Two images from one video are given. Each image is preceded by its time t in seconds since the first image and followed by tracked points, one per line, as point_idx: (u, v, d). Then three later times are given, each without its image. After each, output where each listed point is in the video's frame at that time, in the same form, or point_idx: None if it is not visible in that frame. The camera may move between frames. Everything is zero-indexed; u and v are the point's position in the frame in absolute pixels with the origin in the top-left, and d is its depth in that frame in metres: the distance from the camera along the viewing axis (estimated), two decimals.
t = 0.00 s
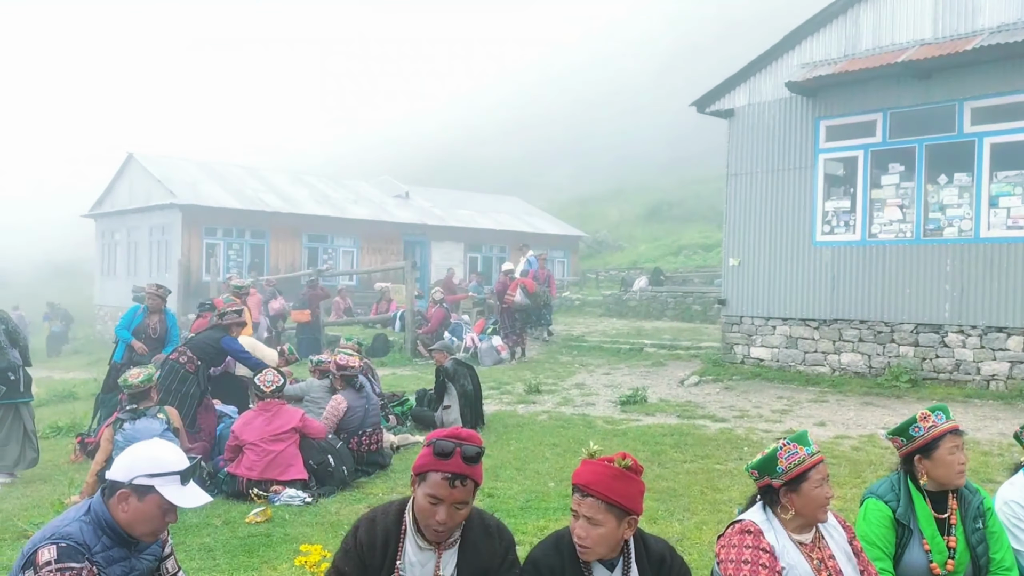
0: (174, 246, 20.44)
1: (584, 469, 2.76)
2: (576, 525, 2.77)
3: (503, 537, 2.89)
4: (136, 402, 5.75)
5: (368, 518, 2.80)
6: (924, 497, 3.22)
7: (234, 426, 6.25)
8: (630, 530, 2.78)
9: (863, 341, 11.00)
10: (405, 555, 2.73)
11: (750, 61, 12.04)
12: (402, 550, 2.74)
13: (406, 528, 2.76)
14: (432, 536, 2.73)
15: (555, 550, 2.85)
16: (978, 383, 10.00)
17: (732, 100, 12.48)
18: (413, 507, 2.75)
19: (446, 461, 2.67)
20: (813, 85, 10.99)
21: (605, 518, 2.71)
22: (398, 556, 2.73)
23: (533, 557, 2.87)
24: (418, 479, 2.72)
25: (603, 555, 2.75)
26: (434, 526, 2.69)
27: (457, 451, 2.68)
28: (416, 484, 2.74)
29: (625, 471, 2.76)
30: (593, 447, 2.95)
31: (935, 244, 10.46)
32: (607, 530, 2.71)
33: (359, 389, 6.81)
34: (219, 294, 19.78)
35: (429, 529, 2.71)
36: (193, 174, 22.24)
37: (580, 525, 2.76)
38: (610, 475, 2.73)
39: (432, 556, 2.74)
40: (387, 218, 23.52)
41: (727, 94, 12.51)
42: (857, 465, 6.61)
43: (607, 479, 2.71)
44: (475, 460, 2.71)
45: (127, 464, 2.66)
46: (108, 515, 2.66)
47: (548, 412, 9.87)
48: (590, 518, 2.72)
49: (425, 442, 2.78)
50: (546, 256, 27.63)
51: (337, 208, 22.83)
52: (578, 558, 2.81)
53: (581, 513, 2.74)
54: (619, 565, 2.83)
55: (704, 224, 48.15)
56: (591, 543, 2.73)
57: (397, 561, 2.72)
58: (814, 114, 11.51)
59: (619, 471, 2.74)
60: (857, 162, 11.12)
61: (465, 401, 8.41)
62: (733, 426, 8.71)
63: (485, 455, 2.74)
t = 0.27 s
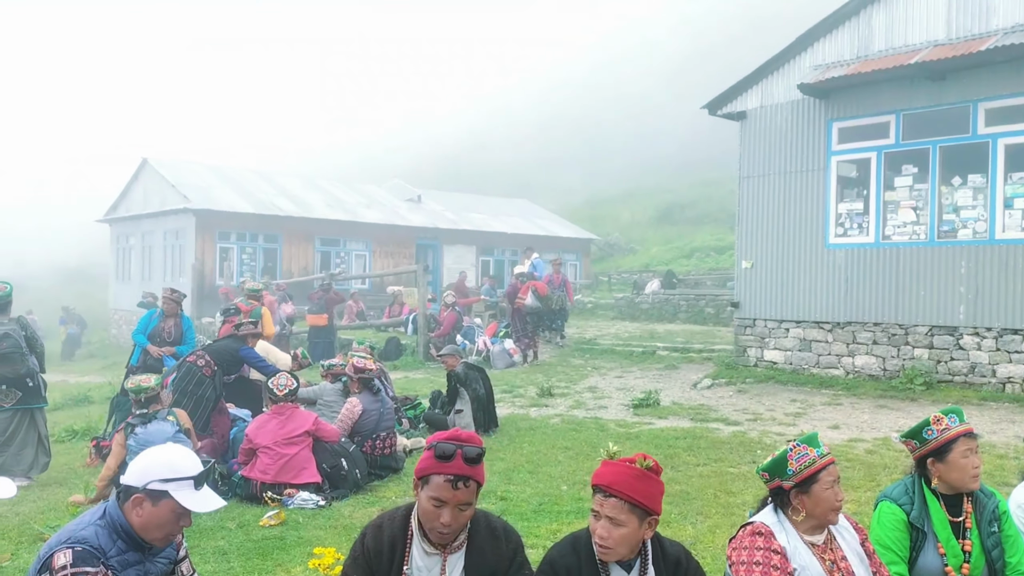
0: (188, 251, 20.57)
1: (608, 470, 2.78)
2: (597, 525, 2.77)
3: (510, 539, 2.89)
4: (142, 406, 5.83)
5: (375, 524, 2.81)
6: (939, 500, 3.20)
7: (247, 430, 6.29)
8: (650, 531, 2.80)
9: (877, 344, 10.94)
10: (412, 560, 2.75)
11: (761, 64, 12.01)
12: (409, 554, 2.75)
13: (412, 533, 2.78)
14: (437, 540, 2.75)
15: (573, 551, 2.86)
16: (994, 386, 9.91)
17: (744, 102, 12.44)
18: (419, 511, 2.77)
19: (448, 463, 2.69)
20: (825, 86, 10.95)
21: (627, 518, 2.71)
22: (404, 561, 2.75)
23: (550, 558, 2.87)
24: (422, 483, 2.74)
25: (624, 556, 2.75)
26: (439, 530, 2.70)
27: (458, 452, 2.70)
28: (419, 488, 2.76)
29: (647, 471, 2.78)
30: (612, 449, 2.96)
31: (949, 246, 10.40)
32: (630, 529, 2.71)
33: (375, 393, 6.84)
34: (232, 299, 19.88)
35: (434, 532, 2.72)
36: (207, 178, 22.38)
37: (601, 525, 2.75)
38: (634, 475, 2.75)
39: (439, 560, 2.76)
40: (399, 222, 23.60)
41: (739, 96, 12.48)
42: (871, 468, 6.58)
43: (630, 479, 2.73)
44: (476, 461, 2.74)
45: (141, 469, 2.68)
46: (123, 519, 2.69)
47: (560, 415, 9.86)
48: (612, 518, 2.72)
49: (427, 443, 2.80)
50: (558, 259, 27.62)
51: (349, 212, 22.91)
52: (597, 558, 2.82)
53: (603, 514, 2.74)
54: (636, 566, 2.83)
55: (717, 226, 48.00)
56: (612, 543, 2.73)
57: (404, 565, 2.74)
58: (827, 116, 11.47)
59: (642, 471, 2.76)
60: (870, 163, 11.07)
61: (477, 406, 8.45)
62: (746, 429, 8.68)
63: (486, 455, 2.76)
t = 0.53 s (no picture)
0: (197, 256, 20.65)
1: (632, 469, 2.78)
2: (617, 525, 2.77)
3: (513, 544, 2.90)
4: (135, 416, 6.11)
5: (377, 532, 2.82)
6: (948, 503, 3.19)
7: (257, 434, 6.31)
8: (669, 531, 2.81)
9: (886, 347, 10.89)
10: (415, 567, 2.75)
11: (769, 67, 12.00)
12: (412, 561, 2.76)
13: (414, 540, 2.78)
14: (438, 546, 2.76)
15: (589, 551, 2.86)
16: (1004, 389, 9.86)
17: (752, 105, 12.43)
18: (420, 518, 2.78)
19: (450, 471, 2.70)
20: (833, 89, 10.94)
21: (649, 517, 2.72)
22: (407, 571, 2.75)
23: (566, 557, 2.88)
24: (422, 491, 2.74)
25: (643, 555, 2.75)
26: (442, 538, 2.71)
27: (459, 460, 2.71)
28: (419, 497, 2.77)
29: (668, 472, 2.79)
30: (631, 449, 2.97)
31: (958, 249, 10.36)
32: (652, 528, 2.72)
33: (387, 397, 6.86)
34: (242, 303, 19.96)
35: (436, 540, 2.72)
36: (216, 184, 22.49)
37: (622, 524, 2.75)
38: (655, 475, 2.76)
39: (442, 567, 2.76)
40: (407, 226, 23.65)
41: (747, 99, 12.47)
42: (881, 471, 6.55)
43: (652, 478, 2.73)
44: (477, 467, 2.75)
45: (152, 474, 2.69)
46: (135, 523, 2.71)
47: (569, 419, 9.86)
48: (634, 516, 2.72)
49: (427, 452, 2.81)
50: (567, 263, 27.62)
51: (358, 217, 22.97)
52: (615, 557, 2.82)
53: (625, 512, 2.74)
54: (652, 566, 2.84)
55: (725, 229, 47.91)
56: (633, 543, 2.72)
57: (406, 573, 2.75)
58: (835, 119, 11.45)
59: (664, 471, 2.77)
60: (879, 166, 11.04)
61: (486, 410, 8.48)
62: (755, 433, 8.65)
63: (487, 462, 2.77)
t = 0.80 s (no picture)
0: (203, 259, 20.71)
1: (637, 466, 2.78)
2: (624, 523, 2.74)
3: (521, 548, 2.91)
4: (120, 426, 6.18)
5: (384, 535, 2.82)
6: (954, 506, 3.18)
7: (262, 438, 6.32)
8: (673, 528, 2.82)
9: (893, 349, 10.87)
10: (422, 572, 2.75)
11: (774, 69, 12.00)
12: (419, 564, 2.76)
13: (421, 544, 2.78)
14: (446, 552, 2.76)
15: (591, 551, 2.87)
16: (1012, 392, 9.82)
17: (757, 108, 12.42)
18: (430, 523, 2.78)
19: (464, 479, 2.70)
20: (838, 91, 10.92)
21: (658, 513, 2.72)
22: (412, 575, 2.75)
23: (568, 559, 2.88)
24: (434, 497, 2.75)
25: (649, 553, 2.75)
26: (451, 543, 2.72)
27: (474, 467, 2.72)
28: (431, 501, 2.77)
29: (670, 468, 2.80)
30: (631, 449, 2.98)
31: (965, 251, 10.34)
32: (660, 524, 2.72)
33: (394, 400, 6.89)
34: (248, 307, 20.01)
35: (445, 546, 2.73)
36: (222, 187, 22.56)
37: (630, 522, 2.74)
38: (660, 472, 2.77)
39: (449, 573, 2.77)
40: (413, 229, 23.68)
41: (752, 102, 12.45)
42: (887, 474, 6.53)
43: (657, 474, 2.75)
44: (492, 476, 2.75)
45: (158, 475, 2.70)
46: (142, 524, 2.72)
47: (575, 422, 9.86)
48: (643, 514, 2.72)
49: (439, 457, 2.82)
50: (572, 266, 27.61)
51: (363, 220, 23.01)
52: (620, 556, 2.82)
53: (634, 510, 2.73)
54: (654, 566, 2.84)
55: (730, 232, 47.86)
56: (641, 540, 2.71)
57: None
58: (840, 121, 11.43)
59: (667, 467, 2.79)
60: (884, 168, 11.02)
61: (492, 413, 8.45)
62: (761, 436, 8.63)
63: (501, 470, 2.78)
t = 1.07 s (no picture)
0: (208, 261, 20.75)
1: (630, 464, 2.78)
2: (621, 523, 2.74)
3: (529, 551, 2.91)
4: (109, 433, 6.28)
5: (394, 536, 2.83)
6: (959, 508, 3.18)
7: (267, 439, 6.34)
8: (668, 525, 2.83)
9: (897, 350, 10.84)
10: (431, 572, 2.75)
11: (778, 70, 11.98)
12: (428, 565, 2.76)
13: (431, 546, 2.78)
14: (456, 554, 2.76)
15: (588, 553, 2.87)
16: (1017, 393, 9.78)
17: (762, 108, 12.40)
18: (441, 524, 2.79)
19: (480, 480, 2.71)
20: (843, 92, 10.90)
21: (653, 510, 2.73)
22: None
23: (566, 561, 2.89)
24: (447, 497, 2.75)
25: (646, 552, 2.74)
26: (462, 545, 2.72)
27: (489, 469, 2.73)
28: (444, 502, 2.77)
29: (662, 464, 2.82)
30: (621, 450, 3.00)
31: (970, 252, 10.31)
32: (655, 521, 2.73)
33: (400, 401, 6.90)
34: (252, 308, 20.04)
35: (456, 547, 2.73)
36: (226, 188, 22.60)
37: (626, 522, 2.73)
38: (653, 468, 2.78)
39: None
40: (417, 230, 23.69)
41: (756, 103, 12.44)
42: (892, 476, 6.51)
43: (652, 472, 2.75)
44: (506, 479, 2.76)
45: (162, 475, 2.71)
46: (145, 525, 2.72)
47: (578, 423, 9.85)
48: (639, 511, 2.71)
49: (455, 458, 2.82)
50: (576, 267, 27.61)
51: (367, 221, 23.04)
52: (616, 556, 2.82)
53: (630, 509, 2.72)
54: (651, 566, 2.83)
55: (735, 233, 47.80)
56: (639, 538, 2.71)
57: None
58: (845, 122, 11.41)
59: (659, 463, 2.81)
60: (889, 169, 11.00)
61: (496, 414, 8.44)
62: (765, 437, 8.62)
63: (516, 474, 2.79)
